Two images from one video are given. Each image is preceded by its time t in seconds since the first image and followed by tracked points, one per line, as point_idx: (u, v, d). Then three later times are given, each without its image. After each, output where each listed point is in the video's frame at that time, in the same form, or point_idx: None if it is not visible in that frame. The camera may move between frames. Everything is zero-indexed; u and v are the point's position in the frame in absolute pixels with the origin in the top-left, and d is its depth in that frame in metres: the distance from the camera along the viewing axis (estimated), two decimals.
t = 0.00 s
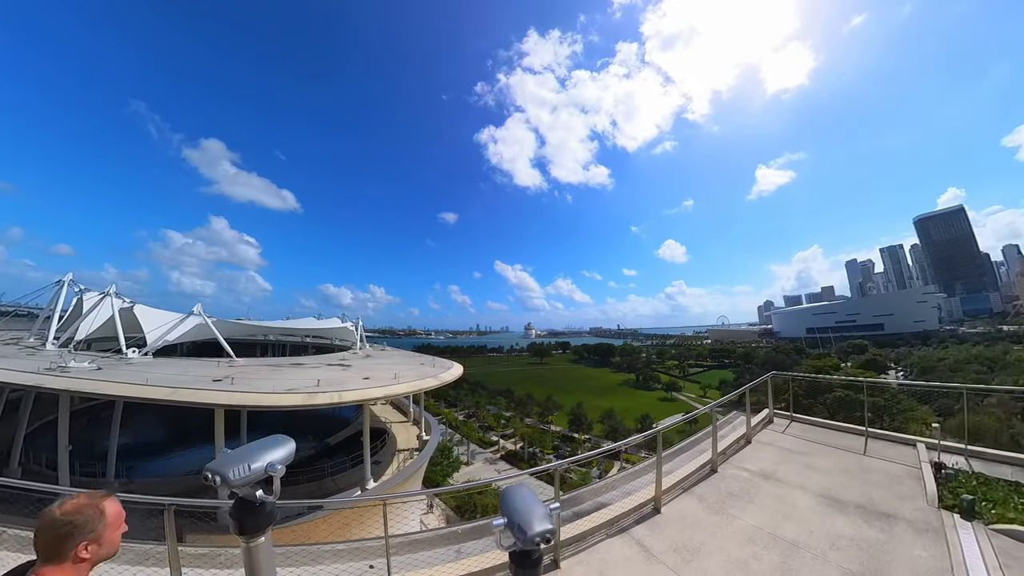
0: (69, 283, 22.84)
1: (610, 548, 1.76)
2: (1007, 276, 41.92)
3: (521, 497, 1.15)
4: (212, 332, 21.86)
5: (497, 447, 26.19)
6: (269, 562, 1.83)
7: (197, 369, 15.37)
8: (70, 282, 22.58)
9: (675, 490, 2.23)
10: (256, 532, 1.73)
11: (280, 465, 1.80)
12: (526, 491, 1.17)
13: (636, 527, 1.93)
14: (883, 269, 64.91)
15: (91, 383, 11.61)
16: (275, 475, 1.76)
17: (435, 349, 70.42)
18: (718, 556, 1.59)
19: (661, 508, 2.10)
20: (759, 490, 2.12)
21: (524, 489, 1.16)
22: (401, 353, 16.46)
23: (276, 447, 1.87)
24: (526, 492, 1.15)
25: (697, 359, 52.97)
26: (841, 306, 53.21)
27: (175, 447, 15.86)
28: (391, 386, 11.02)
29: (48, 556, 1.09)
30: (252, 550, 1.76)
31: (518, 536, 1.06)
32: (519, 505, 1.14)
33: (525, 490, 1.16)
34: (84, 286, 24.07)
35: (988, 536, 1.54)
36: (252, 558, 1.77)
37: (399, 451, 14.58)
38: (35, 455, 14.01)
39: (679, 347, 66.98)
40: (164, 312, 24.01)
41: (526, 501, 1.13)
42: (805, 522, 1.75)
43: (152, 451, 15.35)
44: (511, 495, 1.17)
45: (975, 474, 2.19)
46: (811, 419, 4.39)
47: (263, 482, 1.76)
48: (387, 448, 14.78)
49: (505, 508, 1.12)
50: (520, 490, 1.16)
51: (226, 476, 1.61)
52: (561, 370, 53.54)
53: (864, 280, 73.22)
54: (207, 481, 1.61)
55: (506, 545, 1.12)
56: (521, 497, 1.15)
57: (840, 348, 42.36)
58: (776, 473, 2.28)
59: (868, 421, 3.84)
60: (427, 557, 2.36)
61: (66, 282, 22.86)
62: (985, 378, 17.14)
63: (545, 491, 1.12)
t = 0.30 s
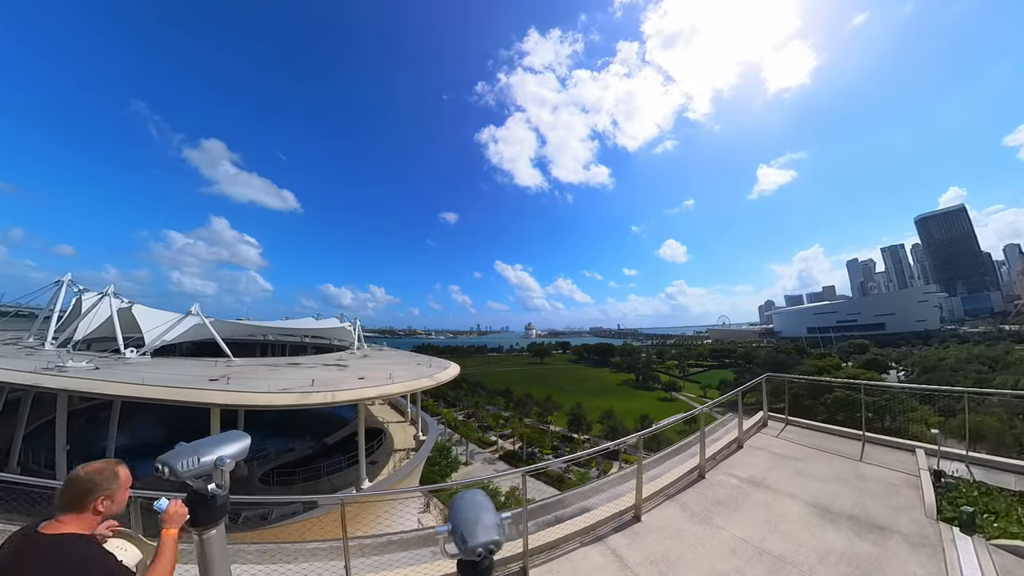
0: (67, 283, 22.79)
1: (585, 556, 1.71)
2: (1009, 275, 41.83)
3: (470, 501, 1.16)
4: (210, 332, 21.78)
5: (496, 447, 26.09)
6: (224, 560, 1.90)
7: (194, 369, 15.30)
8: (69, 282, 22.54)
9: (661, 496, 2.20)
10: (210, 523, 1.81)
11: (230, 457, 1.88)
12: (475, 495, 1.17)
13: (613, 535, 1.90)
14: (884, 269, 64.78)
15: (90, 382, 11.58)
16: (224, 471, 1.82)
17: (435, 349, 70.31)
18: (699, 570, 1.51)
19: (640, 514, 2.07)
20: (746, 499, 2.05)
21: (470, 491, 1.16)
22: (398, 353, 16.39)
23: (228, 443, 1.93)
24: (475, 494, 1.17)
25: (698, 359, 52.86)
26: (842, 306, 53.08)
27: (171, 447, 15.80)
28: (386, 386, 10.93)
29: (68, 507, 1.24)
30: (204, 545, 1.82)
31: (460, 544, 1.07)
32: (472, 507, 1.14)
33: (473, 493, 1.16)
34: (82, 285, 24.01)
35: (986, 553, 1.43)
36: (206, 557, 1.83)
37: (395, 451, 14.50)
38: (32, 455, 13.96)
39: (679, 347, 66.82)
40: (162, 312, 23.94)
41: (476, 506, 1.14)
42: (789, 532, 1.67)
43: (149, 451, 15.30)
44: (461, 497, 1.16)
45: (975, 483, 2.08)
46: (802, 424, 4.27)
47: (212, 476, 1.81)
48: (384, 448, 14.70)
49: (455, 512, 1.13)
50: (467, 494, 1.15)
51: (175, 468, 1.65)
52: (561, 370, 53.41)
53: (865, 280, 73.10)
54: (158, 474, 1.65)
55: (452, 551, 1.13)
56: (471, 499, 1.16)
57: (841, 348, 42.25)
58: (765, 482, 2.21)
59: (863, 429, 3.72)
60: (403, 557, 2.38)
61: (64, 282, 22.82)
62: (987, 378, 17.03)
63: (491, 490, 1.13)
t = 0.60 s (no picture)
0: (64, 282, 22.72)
1: (558, 568, 1.67)
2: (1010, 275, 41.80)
3: (411, 509, 1.22)
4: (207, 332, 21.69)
5: (496, 447, 25.99)
6: (176, 559, 1.87)
7: (190, 368, 15.24)
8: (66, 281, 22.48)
9: (644, 504, 2.18)
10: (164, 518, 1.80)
11: (182, 454, 1.93)
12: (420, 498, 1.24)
13: (592, 545, 1.84)
14: (885, 269, 64.65)
15: (87, 382, 11.52)
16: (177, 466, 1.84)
17: (435, 349, 70.17)
18: None
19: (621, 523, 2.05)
20: (733, 508, 1.98)
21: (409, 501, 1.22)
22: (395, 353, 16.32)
23: (182, 442, 1.98)
24: (422, 499, 1.26)
25: (698, 359, 52.74)
26: (842, 306, 52.96)
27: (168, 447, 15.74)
28: (380, 385, 10.83)
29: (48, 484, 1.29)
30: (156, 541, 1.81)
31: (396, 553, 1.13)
32: (413, 518, 1.20)
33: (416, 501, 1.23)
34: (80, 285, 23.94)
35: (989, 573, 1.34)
36: (158, 561, 1.81)
37: (392, 451, 14.41)
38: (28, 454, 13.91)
39: (679, 347, 66.66)
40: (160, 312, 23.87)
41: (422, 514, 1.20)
42: (775, 545, 1.61)
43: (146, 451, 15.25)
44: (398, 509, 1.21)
45: (977, 494, 1.98)
46: (798, 427, 4.16)
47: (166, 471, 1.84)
48: (380, 448, 14.63)
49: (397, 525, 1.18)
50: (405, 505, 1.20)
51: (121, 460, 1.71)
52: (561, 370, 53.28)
53: (865, 280, 72.96)
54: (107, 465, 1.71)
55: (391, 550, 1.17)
56: (413, 505, 1.23)
57: (842, 348, 42.15)
58: (756, 491, 2.14)
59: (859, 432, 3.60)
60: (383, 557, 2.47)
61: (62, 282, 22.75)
62: (988, 378, 16.95)
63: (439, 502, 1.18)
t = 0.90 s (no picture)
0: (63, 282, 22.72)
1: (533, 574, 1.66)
2: (1010, 275, 41.72)
3: (366, 505, 1.32)
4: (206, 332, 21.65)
5: (494, 447, 25.95)
6: (143, 553, 1.81)
7: (188, 368, 15.23)
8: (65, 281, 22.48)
9: (625, 508, 2.17)
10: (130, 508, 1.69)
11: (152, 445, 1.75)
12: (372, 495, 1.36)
13: (571, 550, 1.83)
14: (885, 269, 64.60)
15: (86, 381, 11.53)
16: (146, 455, 1.71)
17: (434, 348, 70.10)
18: None
19: (599, 527, 2.05)
20: (716, 515, 1.98)
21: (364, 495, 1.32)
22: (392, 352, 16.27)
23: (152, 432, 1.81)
24: (381, 497, 1.36)
25: (698, 360, 52.66)
26: (843, 306, 52.90)
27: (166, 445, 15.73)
28: (375, 385, 10.81)
29: (22, 467, 1.28)
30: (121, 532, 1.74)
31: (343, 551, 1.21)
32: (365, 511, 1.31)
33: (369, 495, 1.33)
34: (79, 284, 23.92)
35: None
36: (126, 548, 1.77)
37: (389, 451, 14.38)
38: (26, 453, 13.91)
39: (679, 347, 66.53)
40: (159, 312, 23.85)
41: (374, 510, 1.30)
42: (758, 555, 1.57)
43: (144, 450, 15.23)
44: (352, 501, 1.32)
45: (971, 502, 1.93)
46: (795, 431, 4.08)
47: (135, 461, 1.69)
48: (377, 448, 14.56)
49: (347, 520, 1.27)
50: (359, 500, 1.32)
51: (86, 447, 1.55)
52: (560, 370, 53.20)
53: (866, 280, 72.90)
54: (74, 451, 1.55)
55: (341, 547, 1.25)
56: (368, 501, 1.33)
57: (842, 348, 42.09)
58: (743, 497, 2.12)
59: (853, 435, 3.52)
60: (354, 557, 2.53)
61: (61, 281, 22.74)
62: (988, 378, 16.87)
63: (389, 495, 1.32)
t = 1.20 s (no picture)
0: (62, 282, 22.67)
1: None
2: (1012, 274, 41.51)
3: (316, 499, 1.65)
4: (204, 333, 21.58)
5: (493, 447, 25.85)
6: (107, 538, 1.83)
7: (185, 367, 15.19)
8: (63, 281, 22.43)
9: (601, 514, 2.20)
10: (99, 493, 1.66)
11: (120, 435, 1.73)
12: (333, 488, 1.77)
13: (546, 558, 1.80)
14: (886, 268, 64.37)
15: (84, 379, 11.51)
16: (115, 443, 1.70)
17: (434, 348, 69.95)
18: None
19: (572, 531, 2.09)
20: (696, 523, 1.96)
21: (319, 488, 1.71)
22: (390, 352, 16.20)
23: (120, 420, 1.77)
24: (326, 494, 1.71)
25: (698, 359, 52.49)
26: (844, 305, 52.70)
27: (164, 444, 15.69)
28: (370, 384, 10.72)
29: None
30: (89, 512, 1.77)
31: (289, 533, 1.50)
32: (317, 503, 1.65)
33: (323, 489, 1.71)
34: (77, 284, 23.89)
35: None
36: (94, 535, 1.79)
37: (386, 450, 14.30)
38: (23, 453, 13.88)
39: (679, 346, 66.35)
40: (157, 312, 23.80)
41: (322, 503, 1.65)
42: (738, 566, 1.53)
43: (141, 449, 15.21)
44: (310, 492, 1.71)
45: (969, 513, 1.86)
46: (791, 434, 3.96)
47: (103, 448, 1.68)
48: (374, 448, 14.45)
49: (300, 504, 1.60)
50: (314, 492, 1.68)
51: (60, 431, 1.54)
52: (560, 370, 53.07)
53: (867, 279, 72.65)
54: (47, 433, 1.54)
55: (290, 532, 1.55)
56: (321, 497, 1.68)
57: (843, 347, 41.91)
58: (728, 504, 2.09)
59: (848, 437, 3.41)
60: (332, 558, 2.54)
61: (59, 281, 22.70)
62: (991, 378, 16.67)
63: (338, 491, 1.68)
